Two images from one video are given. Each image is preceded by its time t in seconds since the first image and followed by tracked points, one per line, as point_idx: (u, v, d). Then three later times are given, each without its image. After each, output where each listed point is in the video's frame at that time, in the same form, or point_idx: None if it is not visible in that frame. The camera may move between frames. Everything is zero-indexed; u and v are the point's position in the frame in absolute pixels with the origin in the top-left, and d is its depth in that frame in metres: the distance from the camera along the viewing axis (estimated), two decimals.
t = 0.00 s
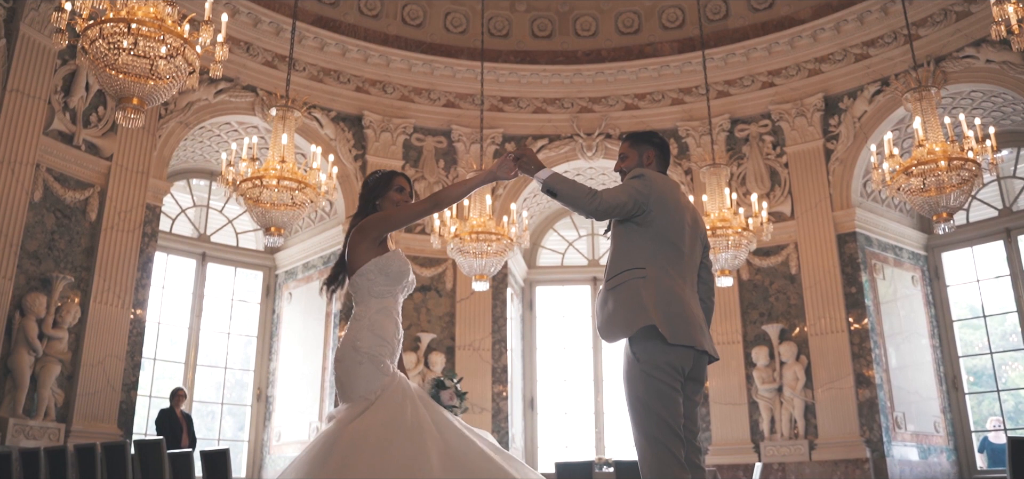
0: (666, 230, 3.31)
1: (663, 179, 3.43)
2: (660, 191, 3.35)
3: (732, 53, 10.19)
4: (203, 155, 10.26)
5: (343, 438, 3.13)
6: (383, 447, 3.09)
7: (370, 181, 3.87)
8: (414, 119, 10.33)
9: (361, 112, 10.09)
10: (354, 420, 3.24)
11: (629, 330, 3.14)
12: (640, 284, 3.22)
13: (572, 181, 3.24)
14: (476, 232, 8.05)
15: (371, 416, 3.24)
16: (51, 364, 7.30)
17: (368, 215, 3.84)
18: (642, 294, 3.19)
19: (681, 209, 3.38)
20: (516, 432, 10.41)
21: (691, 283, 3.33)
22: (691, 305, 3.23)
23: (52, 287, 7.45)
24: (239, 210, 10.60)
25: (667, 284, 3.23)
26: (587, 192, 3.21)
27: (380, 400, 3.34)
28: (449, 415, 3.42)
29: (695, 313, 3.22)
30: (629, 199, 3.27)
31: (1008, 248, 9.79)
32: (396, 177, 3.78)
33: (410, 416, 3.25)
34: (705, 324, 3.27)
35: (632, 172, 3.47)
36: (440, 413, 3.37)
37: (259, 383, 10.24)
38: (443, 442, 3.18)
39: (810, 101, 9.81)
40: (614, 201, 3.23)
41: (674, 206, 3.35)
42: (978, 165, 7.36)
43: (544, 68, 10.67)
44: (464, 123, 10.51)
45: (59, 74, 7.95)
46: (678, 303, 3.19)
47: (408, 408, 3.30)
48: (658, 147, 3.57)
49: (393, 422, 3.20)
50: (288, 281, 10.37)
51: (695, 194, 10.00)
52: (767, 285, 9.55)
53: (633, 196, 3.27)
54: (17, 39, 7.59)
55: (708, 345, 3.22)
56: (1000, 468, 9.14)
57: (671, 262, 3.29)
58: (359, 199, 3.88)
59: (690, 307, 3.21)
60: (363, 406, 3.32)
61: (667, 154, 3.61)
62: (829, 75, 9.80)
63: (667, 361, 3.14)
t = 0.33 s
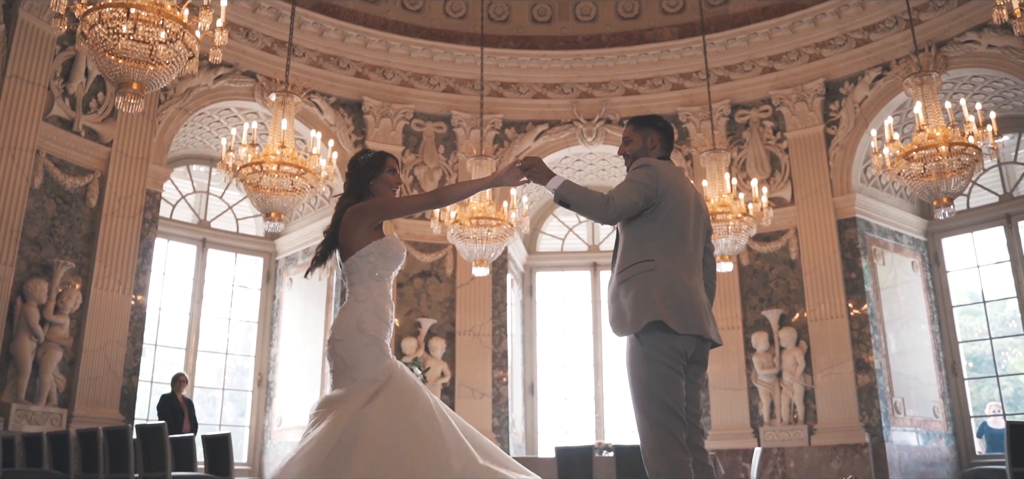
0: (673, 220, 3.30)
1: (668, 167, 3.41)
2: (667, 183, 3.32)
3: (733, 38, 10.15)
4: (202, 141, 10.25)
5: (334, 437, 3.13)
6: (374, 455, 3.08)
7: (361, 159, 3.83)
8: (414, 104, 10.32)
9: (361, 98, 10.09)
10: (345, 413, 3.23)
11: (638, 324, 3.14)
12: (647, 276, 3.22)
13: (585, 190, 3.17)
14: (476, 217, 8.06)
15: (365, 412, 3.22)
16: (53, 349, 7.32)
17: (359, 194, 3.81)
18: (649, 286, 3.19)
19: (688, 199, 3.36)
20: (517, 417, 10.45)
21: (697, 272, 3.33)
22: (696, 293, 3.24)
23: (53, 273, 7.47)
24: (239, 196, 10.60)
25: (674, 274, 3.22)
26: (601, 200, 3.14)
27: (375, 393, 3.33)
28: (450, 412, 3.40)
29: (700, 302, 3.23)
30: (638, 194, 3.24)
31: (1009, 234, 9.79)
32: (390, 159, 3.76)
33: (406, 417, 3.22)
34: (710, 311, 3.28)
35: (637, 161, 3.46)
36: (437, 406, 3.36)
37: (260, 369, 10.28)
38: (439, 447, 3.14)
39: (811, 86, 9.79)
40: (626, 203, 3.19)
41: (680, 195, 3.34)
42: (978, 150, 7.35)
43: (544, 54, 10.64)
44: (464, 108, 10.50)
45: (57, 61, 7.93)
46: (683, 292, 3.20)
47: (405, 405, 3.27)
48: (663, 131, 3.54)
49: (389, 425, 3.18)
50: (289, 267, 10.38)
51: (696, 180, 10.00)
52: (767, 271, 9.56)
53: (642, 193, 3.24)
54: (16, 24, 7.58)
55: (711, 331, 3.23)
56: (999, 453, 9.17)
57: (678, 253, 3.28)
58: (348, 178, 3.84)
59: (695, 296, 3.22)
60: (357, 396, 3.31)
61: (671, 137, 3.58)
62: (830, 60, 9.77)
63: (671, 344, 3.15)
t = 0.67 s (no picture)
0: (680, 208, 3.31)
1: (672, 154, 3.41)
2: (673, 172, 3.33)
3: (735, 24, 10.11)
4: (204, 128, 10.24)
5: (333, 429, 3.11)
6: (377, 452, 3.08)
7: (353, 144, 3.69)
8: (415, 92, 10.30)
9: (362, 85, 10.08)
10: (345, 404, 3.21)
11: (650, 315, 3.15)
12: (656, 267, 3.23)
13: (595, 194, 3.17)
14: (477, 204, 8.06)
15: (366, 403, 3.20)
16: (56, 337, 7.35)
17: (353, 179, 3.67)
18: (659, 276, 3.20)
19: (694, 187, 3.37)
20: (519, 404, 10.48)
21: (705, 258, 3.34)
22: (705, 280, 3.25)
23: (55, 261, 7.49)
24: (240, 184, 10.60)
25: (683, 262, 3.24)
26: (612, 202, 3.15)
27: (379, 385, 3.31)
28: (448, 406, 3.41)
29: (708, 288, 3.24)
30: (645, 187, 3.24)
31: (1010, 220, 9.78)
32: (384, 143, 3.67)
33: (408, 410, 3.22)
34: (718, 298, 3.30)
35: (642, 149, 3.46)
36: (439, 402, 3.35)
37: (263, 356, 10.32)
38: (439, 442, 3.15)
39: (813, 72, 9.77)
40: (634, 200, 3.20)
41: (685, 182, 3.35)
42: (980, 136, 7.34)
43: (545, 40, 10.61)
44: (465, 95, 10.49)
45: (58, 48, 7.92)
46: (693, 279, 3.21)
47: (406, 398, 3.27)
48: (667, 116, 3.54)
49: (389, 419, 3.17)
50: (291, 255, 10.39)
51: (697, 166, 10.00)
52: (769, 257, 9.57)
53: (649, 185, 3.25)
54: (16, 12, 7.58)
55: (717, 317, 3.25)
56: (999, 438, 9.20)
57: (687, 241, 3.29)
58: (340, 163, 3.70)
59: (703, 283, 3.24)
60: (358, 385, 3.29)
61: (675, 121, 3.58)
62: (832, 46, 9.74)
63: (677, 330, 3.16)
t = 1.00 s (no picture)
0: (686, 195, 3.31)
1: (677, 141, 3.41)
2: (679, 159, 3.33)
3: (737, 11, 10.08)
4: (206, 117, 10.24)
5: (343, 426, 3.01)
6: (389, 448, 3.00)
7: (346, 129, 3.61)
8: (416, 79, 10.29)
9: (364, 73, 10.07)
10: (347, 395, 3.11)
11: (655, 302, 3.17)
12: (661, 255, 3.24)
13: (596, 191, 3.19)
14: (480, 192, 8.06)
15: (370, 396, 3.11)
16: (60, 326, 7.38)
17: (347, 164, 3.59)
18: (665, 264, 3.21)
19: (700, 174, 3.37)
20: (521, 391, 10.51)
21: (711, 244, 3.34)
22: (711, 267, 3.26)
23: (59, 250, 7.50)
24: (243, 173, 10.60)
25: (689, 249, 3.24)
26: (616, 194, 3.16)
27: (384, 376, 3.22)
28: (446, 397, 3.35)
29: (714, 274, 3.25)
30: (649, 175, 3.25)
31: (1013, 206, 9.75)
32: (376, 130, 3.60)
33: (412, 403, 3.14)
34: (724, 284, 3.31)
35: (647, 137, 3.46)
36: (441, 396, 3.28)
37: (266, 345, 10.36)
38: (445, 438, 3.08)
39: (815, 59, 9.74)
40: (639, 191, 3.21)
41: (691, 169, 3.35)
42: (983, 122, 7.32)
43: (547, 27, 10.58)
44: (467, 83, 10.47)
45: (59, 38, 7.92)
46: (699, 266, 3.22)
47: (409, 391, 3.19)
48: (672, 102, 3.52)
49: (393, 412, 3.09)
50: (293, 243, 10.40)
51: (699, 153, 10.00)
52: (771, 244, 9.57)
53: (653, 174, 3.25)
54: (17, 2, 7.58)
55: (724, 303, 3.26)
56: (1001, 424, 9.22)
57: (692, 228, 3.29)
58: (332, 148, 3.62)
59: (710, 270, 3.24)
60: (363, 377, 3.17)
61: (680, 106, 3.56)
62: (835, 32, 9.71)
63: (683, 315, 3.17)
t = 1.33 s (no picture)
0: (690, 182, 3.29)
1: (682, 127, 3.40)
2: (685, 146, 3.32)
3: None
4: (209, 106, 10.25)
5: (349, 423, 2.96)
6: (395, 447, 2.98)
7: (340, 115, 3.53)
8: (420, 67, 10.27)
9: (366, 61, 10.06)
10: (350, 386, 3.08)
11: (660, 289, 3.18)
12: (665, 243, 3.24)
13: (593, 189, 3.24)
14: (483, 180, 8.07)
15: (373, 389, 3.07)
16: (65, 314, 7.41)
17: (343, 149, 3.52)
18: (670, 252, 3.22)
19: (706, 159, 3.35)
20: (525, 379, 10.55)
21: (716, 230, 3.33)
22: (716, 251, 3.25)
23: (63, 239, 7.53)
24: (246, 161, 10.60)
25: (693, 235, 3.24)
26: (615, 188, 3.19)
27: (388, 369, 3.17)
28: (444, 390, 3.35)
29: (719, 261, 3.24)
30: (652, 165, 3.25)
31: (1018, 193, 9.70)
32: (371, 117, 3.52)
33: (414, 398, 3.13)
34: (732, 270, 3.31)
35: (653, 123, 3.45)
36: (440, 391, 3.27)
37: (270, 333, 10.40)
38: (448, 433, 3.07)
39: (819, 45, 9.71)
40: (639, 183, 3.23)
41: (697, 155, 3.32)
42: (988, 108, 7.30)
43: (549, 14, 10.55)
44: (470, 70, 10.46)
45: (62, 26, 7.92)
46: (704, 252, 3.22)
47: (411, 386, 3.17)
48: (678, 87, 3.49)
49: (396, 405, 3.07)
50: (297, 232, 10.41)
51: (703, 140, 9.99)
52: (775, 231, 9.56)
53: (656, 162, 3.26)
54: None
55: (731, 288, 3.26)
56: (1005, 411, 9.23)
57: (697, 215, 3.29)
58: (326, 134, 3.53)
59: (715, 255, 3.24)
60: (368, 371, 3.13)
61: (687, 92, 3.53)
62: (839, 18, 9.67)
63: (689, 300, 3.17)
